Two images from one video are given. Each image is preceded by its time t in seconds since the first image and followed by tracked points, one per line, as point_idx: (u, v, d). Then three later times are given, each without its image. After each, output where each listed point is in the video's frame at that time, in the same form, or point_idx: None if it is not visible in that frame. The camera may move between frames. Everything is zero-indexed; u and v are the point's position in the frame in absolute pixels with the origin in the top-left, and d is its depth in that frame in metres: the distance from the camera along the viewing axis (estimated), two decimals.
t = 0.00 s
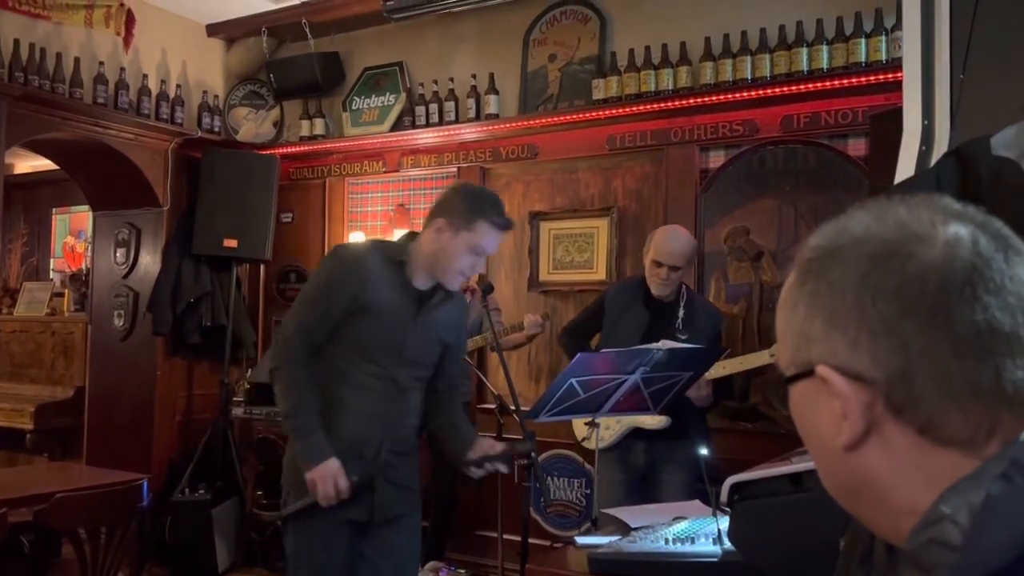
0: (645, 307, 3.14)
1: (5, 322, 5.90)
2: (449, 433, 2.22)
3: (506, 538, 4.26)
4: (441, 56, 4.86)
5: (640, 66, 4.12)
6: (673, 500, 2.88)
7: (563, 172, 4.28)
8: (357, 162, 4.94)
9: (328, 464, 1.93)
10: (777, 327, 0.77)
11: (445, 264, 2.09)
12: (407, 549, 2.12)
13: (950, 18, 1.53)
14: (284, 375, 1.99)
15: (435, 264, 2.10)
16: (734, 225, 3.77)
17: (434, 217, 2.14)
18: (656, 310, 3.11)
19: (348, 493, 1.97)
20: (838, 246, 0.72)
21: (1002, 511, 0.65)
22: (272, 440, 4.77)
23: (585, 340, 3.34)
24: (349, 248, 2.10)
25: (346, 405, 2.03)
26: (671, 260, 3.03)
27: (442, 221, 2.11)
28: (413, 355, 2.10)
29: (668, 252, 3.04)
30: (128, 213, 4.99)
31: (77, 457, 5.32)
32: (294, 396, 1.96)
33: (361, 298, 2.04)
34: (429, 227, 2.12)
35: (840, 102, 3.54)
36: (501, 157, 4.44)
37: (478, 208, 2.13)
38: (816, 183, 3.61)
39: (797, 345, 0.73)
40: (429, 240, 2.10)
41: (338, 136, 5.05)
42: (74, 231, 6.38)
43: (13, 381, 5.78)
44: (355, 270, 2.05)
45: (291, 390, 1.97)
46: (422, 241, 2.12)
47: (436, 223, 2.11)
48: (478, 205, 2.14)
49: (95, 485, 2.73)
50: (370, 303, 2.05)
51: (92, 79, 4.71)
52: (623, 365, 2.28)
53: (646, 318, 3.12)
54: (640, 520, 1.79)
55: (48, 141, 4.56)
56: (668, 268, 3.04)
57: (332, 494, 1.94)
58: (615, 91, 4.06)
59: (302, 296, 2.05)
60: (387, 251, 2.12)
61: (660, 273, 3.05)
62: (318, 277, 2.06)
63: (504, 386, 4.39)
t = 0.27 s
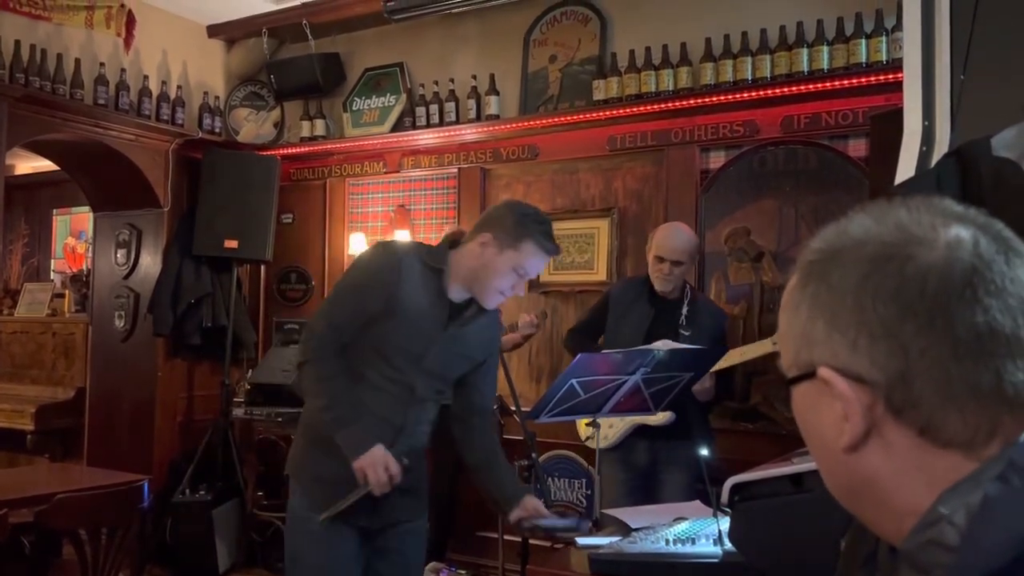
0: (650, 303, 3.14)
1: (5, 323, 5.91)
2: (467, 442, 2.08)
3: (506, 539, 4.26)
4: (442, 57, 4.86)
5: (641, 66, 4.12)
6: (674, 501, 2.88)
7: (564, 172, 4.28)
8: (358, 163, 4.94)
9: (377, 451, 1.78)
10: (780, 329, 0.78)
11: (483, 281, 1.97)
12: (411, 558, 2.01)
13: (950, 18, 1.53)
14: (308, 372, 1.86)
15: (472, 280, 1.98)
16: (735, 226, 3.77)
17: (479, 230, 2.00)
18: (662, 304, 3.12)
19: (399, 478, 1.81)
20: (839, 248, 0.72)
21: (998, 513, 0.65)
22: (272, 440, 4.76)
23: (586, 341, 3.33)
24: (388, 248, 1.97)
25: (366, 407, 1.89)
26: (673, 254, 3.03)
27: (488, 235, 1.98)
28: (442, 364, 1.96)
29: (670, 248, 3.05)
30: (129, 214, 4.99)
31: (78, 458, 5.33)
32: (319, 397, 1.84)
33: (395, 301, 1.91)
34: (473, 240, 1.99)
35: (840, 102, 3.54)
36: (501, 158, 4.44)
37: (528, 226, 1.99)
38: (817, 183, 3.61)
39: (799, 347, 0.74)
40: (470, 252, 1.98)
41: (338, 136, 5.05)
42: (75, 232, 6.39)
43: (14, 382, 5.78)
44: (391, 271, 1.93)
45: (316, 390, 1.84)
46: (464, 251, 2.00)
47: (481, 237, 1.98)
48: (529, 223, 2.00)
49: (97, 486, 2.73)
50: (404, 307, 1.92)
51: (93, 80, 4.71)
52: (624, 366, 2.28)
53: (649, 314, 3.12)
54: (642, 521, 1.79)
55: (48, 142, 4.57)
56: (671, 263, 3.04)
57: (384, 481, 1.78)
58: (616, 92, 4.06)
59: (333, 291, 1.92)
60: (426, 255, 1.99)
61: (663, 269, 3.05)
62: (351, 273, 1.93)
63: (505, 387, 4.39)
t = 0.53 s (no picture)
0: (650, 301, 3.15)
1: (6, 322, 5.91)
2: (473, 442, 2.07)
3: (506, 539, 4.26)
4: (443, 57, 4.86)
5: (641, 67, 4.12)
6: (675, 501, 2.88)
7: (564, 173, 4.28)
8: (358, 163, 4.94)
9: (403, 450, 1.79)
10: (778, 331, 0.78)
11: (501, 287, 1.95)
12: (415, 560, 2.00)
13: (951, 18, 1.53)
14: (324, 376, 1.85)
15: (489, 284, 1.96)
16: (735, 226, 3.77)
17: (500, 235, 1.98)
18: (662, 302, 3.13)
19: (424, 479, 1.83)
20: (836, 250, 0.72)
21: (995, 511, 0.64)
22: (273, 440, 4.76)
23: (587, 341, 3.33)
24: (404, 252, 1.95)
25: (379, 410, 1.89)
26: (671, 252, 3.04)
27: (508, 240, 1.96)
28: (454, 368, 1.96)
29: (667, 246, 3.05)
30: (130, 214, 4.99)
31: (79, 457, 5.33)
32: (335, 401, 1.83)
33: (410, 305, 1.90)
34: (493, 244, 1.97)
35: (841, 102, 3.54)
36: (502, 158, 4.44)
37: (550, 234, 1.96)
38: (817, 184, 3.61)
39: (799, 348, 0.74)
40: (489, 257, 1.95)
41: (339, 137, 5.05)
42: (75, 232, 6.39)
43: (15, 382, 5.78)
44: (407, 276, 1.91)
45: (333, 394, 1.84)
46: (482, 253, 1.97)
47: (502, 242, 1.95)
48: (550, 231, 1.97)
49: (97, 486, 2.73)
50: (420, 312, 1.91)
51: (93, 81, 4.71)
52: (623, 367, 2.28)
53: (650, 313, 3.13)
54: (642, 521, 1.79)
55: (48, 142, 4.57)
56: (670, 261, 3.04)
57: (410, 482, 1.79)
58: (616, 92, 4.06)
59: (348, 294, 1.91)
60: (442, 258, 1.98)
61: (663, 267, 3.05)
62: (366, 277, 1.91)
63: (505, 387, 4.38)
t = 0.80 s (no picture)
0: (649, 301, 3.15)
1: (7, 322, 5.91)
2: (474, 446, 2.06)
3: (507, 539, 4.26)
4: (443, 57, 4.86)
5: (642, 66, 4.13)
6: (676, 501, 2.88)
7: (564, 173, 4.28)
8: (358, 163, 4.94)
9: (428, 457, 1.78)
10: (729, 368, 0.78)
11: (513, 293, 1.94)
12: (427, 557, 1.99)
13: (953, 18, 1.53)
14: (345, 385, 1.84)
15: (502, 288, 1.94)
16: (736, 226, 3.77)
17: (515, 240, 1.96)
18: (660, 301, 3.14)
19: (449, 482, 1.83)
20: (777, 277, 0.72)
21: (956, 517, 0.63)
22: (273, 440, 4.76)
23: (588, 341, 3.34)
24: (421, 258, 1.93)
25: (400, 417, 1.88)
26: (667, 252, 3.08)
27: (525, 246, 1.94)
28: (467, 374, 1.96)
29: (657, 246, 3.09)
30: (130, 214, 4.99)
31: (79, 457, 5.33)
32: (358, 412, 1.82)
33: (427, 316, 1.89)
34: (508, 249, 1.95)
35: (842, 102, 3.54)
36: (502, 158, 4.44)
37: (569, 240, 1.95)
38: (818, 184, 3.61)
39: (756, 381, 0.73)
40: (504, 262, 1.93)
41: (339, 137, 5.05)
42: (76, 231, 6.39)
43: (15, 382, 5.79)
44: (427, 284, 1.89)
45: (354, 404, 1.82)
46: (496, 257, 1.95)
47: (517, 248, 1.93)
48: (568, 237, 1.96)
49: (97, 487, 2.73)
50: (438, 320, 1.89)
51: (94, 81, 4.72)
52: (624, 366, 2.28)
53: (650, 312, 3.13)
54: (643, 521, 1.79)
55: (49, 142, 4.57)
56: (668, 262, 3.09)
57: (437, 487, 1.79)
58: (617, 92, 4.06)
59: (366, 302, 1.88)
60: (458, 264, 1.95)
61: (662, 268, 3.09)
62: (384, 285, 1.89)
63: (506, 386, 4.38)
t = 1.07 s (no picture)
0: (648, 301, 3.15)
1: (7, 321, 5.92)
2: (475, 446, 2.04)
3: (507, 538, 4.26)
4: (443, 56, 4.86)
5: (642, 66, 4.13)
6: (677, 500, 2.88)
7: (565, 172, 4.28)
8: (359, 162, 4.94)
9: (461, 470, 1.77)
10: (719, 369, 0.78)
11: (531, 297, 1.91)
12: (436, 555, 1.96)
13: (954, 18, 1.53)
14: (370, 404, 1.75)
15: (520, 292, 1.91)
16: (736, 226, 3.78)
17: (538, 244, 1.92)
18: (659, 301, 3.14)
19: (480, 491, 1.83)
20: (767, 278, 0.73)
21: (926, 527, 0.64)
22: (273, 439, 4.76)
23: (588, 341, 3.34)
24: (444, 268, 1.84)
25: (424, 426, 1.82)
26: (666, 251, 3.09)
27: (546, 252, 1.90)
28: (479, 380, 1.93)
29: (655, 246, 3.09)
30: (131, 213, 5.00)
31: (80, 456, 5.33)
32: (383, 431, 1.75)
33: (452, 329, 1.81)
34: (530, 253, 1.91)
35: (842, 102, 3.54)
36: (503, 157, 4.44)
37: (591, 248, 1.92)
38: (818, 183, 3.61)
39: (746, 381, 0.73)
40: (526, 266, 1.90)
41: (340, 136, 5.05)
42: (77, 230, 6.39)
43: (16, 381, 5.79)
44: (451, 297, 1.81)
45: (380, 424, 1.75)
46: (517, 258, 1.91)
47: (540, 253, 1.90)
48: (590, 245, 1.92)
49: (97, 485, 2.73)
50: (461, 333, 1.83)
51: (95, 79, 4.72)
52: (625, 365, 2.28)
53: (650, 311, 3.13)
54: (643, 520, 1.79)
55: (50, 141, 4.57)
56: (666, 260, 3.10)
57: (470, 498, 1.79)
58: (618, 91, 4.06)
59: (387, 315, 1.78)
60: (478, 272, 1.88)
61: (660, 266, 3.10)
62: (406, 297, 1.79)
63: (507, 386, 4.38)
